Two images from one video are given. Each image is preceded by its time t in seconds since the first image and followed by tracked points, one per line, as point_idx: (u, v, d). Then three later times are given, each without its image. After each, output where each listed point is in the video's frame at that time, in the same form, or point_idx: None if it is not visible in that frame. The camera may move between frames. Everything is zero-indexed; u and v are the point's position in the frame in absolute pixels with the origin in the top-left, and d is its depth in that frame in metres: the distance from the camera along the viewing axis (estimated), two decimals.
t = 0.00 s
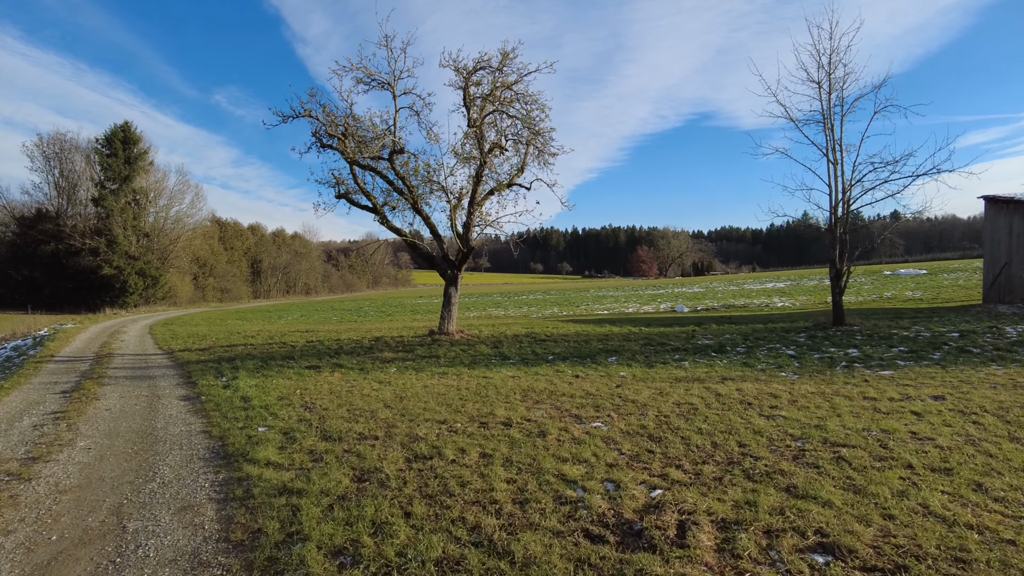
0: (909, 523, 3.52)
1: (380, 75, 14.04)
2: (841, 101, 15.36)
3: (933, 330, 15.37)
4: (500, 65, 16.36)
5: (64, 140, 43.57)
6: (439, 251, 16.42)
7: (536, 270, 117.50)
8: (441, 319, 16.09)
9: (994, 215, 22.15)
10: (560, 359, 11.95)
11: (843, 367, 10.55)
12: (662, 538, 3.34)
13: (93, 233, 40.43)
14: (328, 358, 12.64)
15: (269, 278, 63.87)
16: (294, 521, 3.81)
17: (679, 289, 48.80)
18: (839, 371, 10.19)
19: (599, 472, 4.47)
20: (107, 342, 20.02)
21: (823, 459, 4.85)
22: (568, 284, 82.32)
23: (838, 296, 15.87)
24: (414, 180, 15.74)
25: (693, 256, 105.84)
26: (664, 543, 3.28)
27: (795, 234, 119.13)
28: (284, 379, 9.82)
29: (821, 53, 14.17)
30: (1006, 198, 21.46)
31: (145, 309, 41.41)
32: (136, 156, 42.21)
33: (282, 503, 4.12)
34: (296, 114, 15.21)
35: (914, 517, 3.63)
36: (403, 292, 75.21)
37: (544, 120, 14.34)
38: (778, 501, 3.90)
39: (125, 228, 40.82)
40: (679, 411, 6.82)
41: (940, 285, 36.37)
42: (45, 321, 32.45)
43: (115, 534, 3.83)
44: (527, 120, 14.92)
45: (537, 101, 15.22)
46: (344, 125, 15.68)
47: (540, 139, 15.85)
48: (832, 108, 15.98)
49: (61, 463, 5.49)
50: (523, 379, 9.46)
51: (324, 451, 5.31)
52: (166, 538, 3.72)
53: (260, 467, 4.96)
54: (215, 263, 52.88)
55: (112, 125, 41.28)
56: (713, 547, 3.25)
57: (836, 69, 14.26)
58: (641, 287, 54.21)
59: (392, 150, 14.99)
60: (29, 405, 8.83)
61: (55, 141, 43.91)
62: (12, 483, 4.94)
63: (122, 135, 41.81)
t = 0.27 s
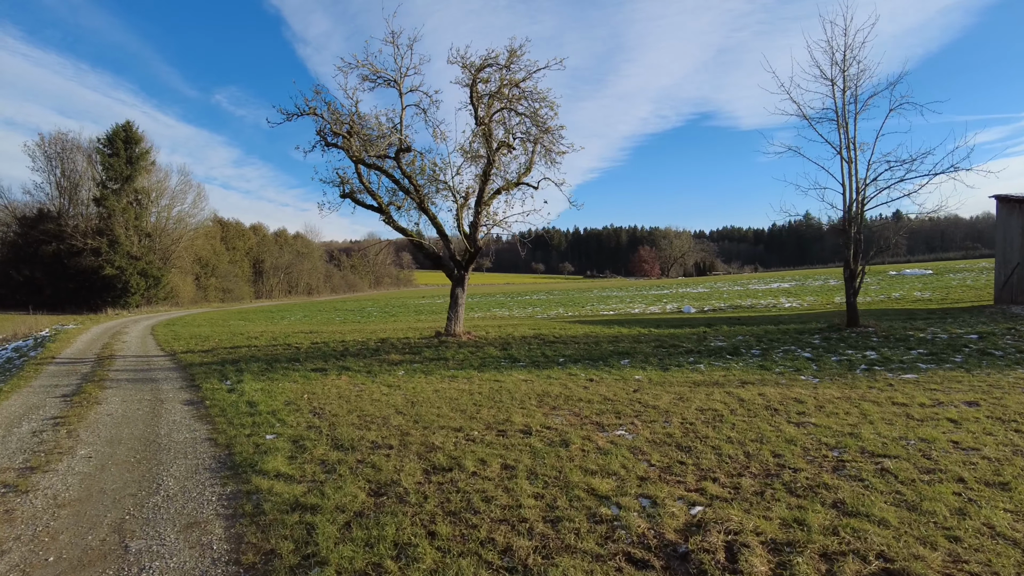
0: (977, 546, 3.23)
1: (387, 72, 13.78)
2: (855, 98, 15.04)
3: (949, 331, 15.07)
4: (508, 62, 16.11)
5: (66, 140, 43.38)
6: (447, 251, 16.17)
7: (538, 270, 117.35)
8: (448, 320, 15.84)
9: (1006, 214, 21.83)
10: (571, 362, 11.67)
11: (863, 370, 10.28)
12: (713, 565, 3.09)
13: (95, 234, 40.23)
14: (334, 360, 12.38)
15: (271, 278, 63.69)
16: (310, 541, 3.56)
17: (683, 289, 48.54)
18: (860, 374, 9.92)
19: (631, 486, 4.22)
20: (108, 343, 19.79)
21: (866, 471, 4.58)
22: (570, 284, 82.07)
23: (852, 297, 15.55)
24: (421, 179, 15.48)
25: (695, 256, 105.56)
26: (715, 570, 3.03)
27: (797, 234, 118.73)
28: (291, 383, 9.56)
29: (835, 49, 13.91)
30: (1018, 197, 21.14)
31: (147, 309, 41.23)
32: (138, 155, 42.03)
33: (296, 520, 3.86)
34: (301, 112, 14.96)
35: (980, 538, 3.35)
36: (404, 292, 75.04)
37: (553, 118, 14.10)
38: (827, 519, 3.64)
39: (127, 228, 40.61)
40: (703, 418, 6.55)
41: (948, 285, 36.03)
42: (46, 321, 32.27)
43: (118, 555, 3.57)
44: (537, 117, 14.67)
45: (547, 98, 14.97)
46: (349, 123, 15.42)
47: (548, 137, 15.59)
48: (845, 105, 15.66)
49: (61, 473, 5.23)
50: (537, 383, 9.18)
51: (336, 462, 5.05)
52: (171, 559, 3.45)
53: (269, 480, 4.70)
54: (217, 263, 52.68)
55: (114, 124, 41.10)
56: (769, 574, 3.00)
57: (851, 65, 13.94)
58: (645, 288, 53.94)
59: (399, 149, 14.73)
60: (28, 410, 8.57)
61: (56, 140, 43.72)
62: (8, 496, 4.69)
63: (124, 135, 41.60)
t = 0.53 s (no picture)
0: None
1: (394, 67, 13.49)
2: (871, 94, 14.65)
3: (968, 332, 14.72)
4: (516, 58, 15.85)
5: (69, 139, 43.22)
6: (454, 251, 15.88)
7: (541, 270, 117.09)
8: (455, 321, 15.58)
9: (1021, 214, 21.40)
10: (583, 364, 11.36)
11: (885, 373, 9.96)
12: None
13: (98, 233, 40.09)
14: (340, 361, 12.11)
15: (274, 278, 63.51)
16: (327, 560, 3.29)
17: (689, 289, 48.20)
18: (883, 377, 9.60)
19: (668, 500, 3.94)
20: (111, 343, 19.57)
21: (916, 482, 4.28)
22: (574, 285, 81.75)
23: (868, 298, 15.17)
24: (428, 178, 15.22)
25: (699, 257, 105.16)
26: None
27: (800, 235, 118.18)
28: (297, 386, 9.27)
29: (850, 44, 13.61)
30: None
31: (149, 310, 41.06)
32: (141, 155, 41.89)
33: (310, 536, 3.60)
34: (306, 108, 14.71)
35: None
36: (407, 292, 74.79)
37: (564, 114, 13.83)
38: (886, 537, 3.36)
39: (130, 228, 40.45)
40: (730, 424, 6.26)
41: (958, 286, 35.59)
42: (48, 321, 32.10)
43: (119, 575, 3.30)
44: (546, 114, 14.40)
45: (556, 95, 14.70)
46: (355, 120, 15.15)
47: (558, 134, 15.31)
48: (860, 101, 15.28)
49: (59, 482, 4.97)
50: (550, 387, 8.85)
51: (349, 472, 4.77)
52: None
53: (279, 491, 4.42)
54: (220, 263, 52.51)
55: (117, 123, 40.97)
56: None
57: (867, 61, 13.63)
58: (649, 288, 53.56)
59: (406, 146, 14.46)
60: (28, 413, 8.32)
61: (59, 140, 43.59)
62: (3, 507, 4.42)
63: (126, 134, 41.40)
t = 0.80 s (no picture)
0: None
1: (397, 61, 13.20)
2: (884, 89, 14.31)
3: (983, 332, 14.39)
4: (521, 53, 15.57)
5: (69, 138, 42.97)
6: (458, 249, 15.57)
7: (542, 270, 116.81)
8: (458, 320, 15.26)
9: None
10: (592, 365, 11.07)
11: (904, 373, 9.66)
12: None
13: (97, 233, 39.83)
14: (342, 362, 11.84)
15: (275, 278, 63.26)
16: None
17: (692, 289, 47.90)
18: (903, 378, 9.29)
19: (699, 512, 3.66)
20: (109, 344, 19.27)
21: (964, 492, 3.97)
22: (575, 284, 81.56)
23: (881, 297, 14.86)
24: (432, 174, 14.93)
25: (700, 257, 104.85)
26: None
27: (801, 235, 117.93)
28: (298, 387, 8.97)
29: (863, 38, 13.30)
30: None
31: (149, 309, 40.80)
32: (141, 154, 41.64)
33: (314, 552, 3.32)
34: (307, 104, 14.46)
35: None
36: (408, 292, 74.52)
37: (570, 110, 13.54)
38: (944, 555, 3.07)
39: (130, 228, 40.20)
40: (753, 429, 5.96)
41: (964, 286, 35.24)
42: (47, 321, 31.84)
43: None
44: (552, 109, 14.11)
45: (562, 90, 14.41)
46: (357, 116, 14.88)
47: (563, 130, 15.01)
48: (872, 97, 14.94)
49: (46, 490, 4.68)
50: (561, 389, 8.55)
51: (354, 480, 4.48)
52: None
53: (280, 501, 4.13)
54: (220, 262, 52.25)
55: (117, 122, 40.73)
56: None
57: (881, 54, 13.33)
58: (652, 288, 53.26)
59: (409, 142, 14.17)
60: (19, 415, 8.03)
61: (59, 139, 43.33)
62: None
63: (126, 133, 41.16)
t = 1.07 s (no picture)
0: None
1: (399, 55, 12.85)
2: (896, 84, 13.98)
3: (998, 331, 14.10)
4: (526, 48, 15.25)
5: (67, 137, 42.60)
6: (462, 248, 15.24)
7: (542, 269, 116.49)
8: (462, 320, 14.95)
9: None
10: (601, 367, 10.75)
11: (924, 375, 9.36)
12: None
13: (96, 233, 39.48)
14: (345, 364, 11.52)
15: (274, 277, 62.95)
16: None
17: (694, 288, 47.62)
18: (924, 379, 8.99)
19: (738, 535, 3.35)
20: (106, 345, 18.94)
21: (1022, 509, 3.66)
22: (575, 284, 81.33)
23: (893, 296, 14.56)
24: (434, 172, 14.61)
25: (701, 256, 104.59)
26: None
27: (802, 233, 117.75)
28: (299, 391, 8.65)
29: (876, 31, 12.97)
30: None
31: (149, 310, 40.48)
32: (139, 153, 41.29)
33: None
34: (307, 100, 14.11)
35: None
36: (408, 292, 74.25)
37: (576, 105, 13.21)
38: None
39: (128, 227, 39.86)
40: (779, 436, 5.65)
41: (969, 284, 34.99)
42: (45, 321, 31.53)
43: None
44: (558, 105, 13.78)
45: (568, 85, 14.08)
46: (358, 112, 14.54)
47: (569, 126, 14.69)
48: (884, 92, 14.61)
49: (29, 507, 4.37)
50: (572, 392, 8.23)
51: (360, 496, 4.16)
52: None
53: (280, 521, 3.81)
54: (220, 262, 51.93)
55: (115, 121, 40.38)
56: None
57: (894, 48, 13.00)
58: (653, 287, 52.95)
59: (411, 138, 13.83)
60: (8, 421, 7.71)
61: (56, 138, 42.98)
62: None
63: (125, 132, 40.81)
